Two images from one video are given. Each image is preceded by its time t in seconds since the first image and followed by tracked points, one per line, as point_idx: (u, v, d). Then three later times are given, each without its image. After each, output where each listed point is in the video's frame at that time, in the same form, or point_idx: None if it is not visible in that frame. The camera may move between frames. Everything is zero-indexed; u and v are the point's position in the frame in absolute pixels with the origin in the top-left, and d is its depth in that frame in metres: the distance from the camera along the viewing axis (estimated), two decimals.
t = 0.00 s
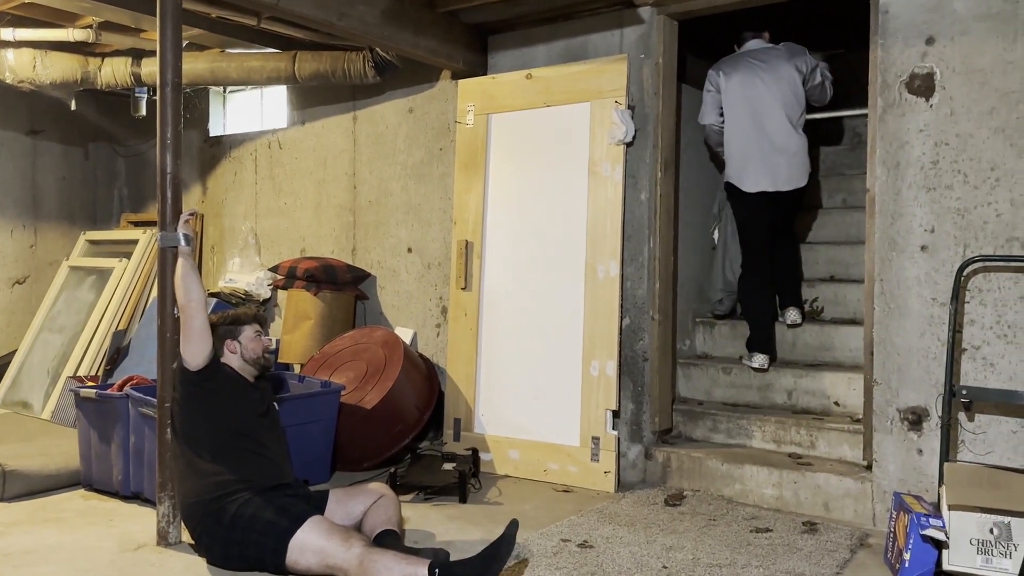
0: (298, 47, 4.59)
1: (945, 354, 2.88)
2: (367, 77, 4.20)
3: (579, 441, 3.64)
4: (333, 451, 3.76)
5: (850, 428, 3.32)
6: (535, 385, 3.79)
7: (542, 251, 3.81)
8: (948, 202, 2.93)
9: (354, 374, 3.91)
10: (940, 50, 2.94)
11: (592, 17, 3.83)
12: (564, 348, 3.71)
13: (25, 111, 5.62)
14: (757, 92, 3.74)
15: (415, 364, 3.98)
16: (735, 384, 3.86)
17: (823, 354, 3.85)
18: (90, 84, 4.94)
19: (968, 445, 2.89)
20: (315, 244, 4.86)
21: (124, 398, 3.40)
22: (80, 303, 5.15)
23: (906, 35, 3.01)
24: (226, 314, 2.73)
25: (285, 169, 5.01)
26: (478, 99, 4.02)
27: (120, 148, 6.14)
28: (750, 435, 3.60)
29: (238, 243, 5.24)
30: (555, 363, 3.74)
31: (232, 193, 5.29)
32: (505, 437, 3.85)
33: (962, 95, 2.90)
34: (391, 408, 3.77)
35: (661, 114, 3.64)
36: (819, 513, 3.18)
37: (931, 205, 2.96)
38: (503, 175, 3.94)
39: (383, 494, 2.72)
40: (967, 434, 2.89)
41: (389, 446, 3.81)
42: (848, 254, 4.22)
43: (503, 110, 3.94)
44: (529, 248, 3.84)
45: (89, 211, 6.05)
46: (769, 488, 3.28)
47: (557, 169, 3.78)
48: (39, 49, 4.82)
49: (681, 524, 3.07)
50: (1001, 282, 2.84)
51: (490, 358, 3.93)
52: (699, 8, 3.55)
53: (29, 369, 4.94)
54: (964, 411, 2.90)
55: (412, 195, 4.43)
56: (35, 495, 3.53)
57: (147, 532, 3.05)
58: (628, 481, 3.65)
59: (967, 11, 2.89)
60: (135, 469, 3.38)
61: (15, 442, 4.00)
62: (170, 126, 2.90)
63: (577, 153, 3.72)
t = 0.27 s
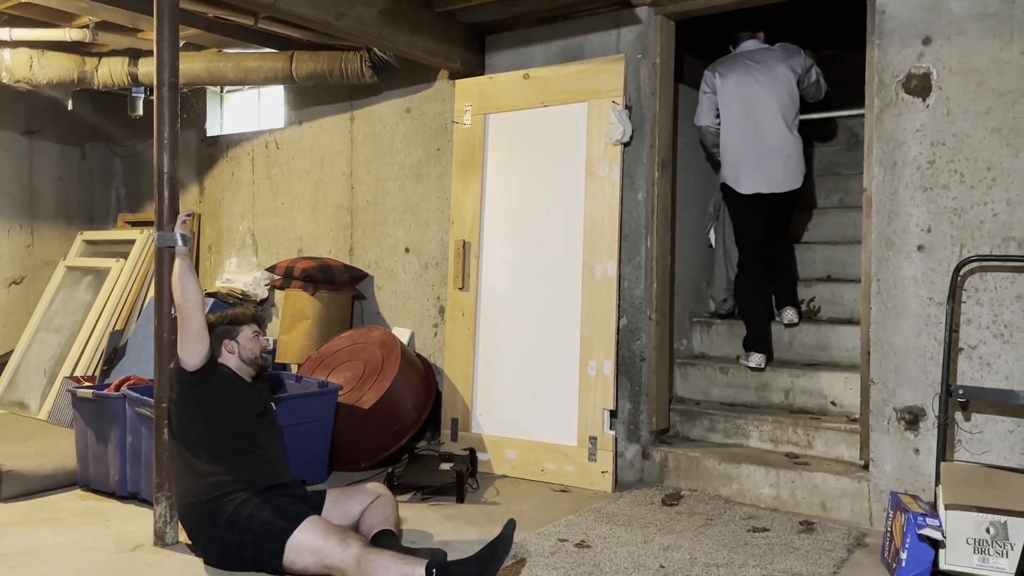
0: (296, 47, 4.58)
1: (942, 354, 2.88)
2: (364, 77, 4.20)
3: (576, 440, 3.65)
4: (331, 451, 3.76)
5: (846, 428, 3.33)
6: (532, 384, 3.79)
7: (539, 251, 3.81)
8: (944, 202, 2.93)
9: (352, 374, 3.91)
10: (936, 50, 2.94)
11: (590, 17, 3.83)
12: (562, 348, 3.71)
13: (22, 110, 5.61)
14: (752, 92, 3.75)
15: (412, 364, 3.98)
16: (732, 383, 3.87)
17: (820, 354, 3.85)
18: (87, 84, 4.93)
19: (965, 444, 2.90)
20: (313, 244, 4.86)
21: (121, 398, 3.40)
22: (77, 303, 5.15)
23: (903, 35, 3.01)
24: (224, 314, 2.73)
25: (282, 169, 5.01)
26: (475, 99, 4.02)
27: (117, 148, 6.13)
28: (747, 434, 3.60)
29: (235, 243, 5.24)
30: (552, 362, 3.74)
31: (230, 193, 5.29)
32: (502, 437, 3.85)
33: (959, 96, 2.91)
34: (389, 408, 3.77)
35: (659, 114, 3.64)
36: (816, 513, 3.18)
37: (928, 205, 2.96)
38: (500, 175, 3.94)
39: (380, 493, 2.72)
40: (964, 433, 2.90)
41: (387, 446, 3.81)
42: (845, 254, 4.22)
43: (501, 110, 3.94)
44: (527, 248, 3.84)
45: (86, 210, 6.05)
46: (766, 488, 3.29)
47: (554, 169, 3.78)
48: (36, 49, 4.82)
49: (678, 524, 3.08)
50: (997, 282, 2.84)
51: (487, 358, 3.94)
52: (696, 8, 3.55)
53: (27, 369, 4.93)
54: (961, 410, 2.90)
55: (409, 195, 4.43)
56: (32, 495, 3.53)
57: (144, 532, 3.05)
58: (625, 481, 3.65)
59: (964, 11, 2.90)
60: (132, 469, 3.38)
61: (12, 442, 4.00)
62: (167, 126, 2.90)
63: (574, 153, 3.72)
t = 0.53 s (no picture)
0: (293, 47, 4.58)
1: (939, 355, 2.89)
2: (362, 77, 4.21)
3: (574, 440, 3.65)
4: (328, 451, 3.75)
5: (844, 427, 3.33)
6: (530, 384, 3.79)
7: (537, 252, 3.81)
8: (942, 203, 2.94)
9: (350, 374, 3.91)
10: (934, 51, 2.95)
11: (588, 17, 3.83)
12: (560, 348, 3.71)
13: (19, 110, 5.60)
14: (750, 94, 3.76)
15: (410, 364, 3.98)
16: (730, 383, 3.87)
17: (818, 354, 3.85)
18: (84, 84, 4.93)
19: (963, 444, 2.90)
20: (311, 244, 4.86)
21: (119, 398, 3.40)
22: (75, 303, 5.14)
23: (901, 35, 3.02)
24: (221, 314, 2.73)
25: (279, 169, 5.01)
26: (474, 99, 4.02)
27: (115, 148, 6.13)
28: (745, 434, 3.60)
29: (233, 243, 5.24)
30: (550, 362, 3.74)
31: (227, 193, 5.28)
32: (500, 437, 3.85)
33: (956, 96, 2.91)
34: (387, 409, 3.77)
35: (656, 115, 3.64)
36: (814, 513, 3.19)
37: (925, 205, 2.97)
38: (498, 174, 3.94)
39: (378, 494, 2.72)
40: (962, 433, 2.90)
41: (385, 447, 3.81)
42: (843, 254, 4.23)
43: (499, 110, 3.94)
44: (525, 248, 3.84)
45: (84, 210, 6.04)
46: (764, 488, 3.29)
47: (552, 169, 3.78)
48: (34, 49, 4.82)
49: (676, 523, 3.08)
50: (995, 282, 2.85)
51: (485, 359, 3.94)
52: (694, 9, 3.56)
53: (24, 369, 4.93)
54: (958, 410, 2.90)
55: (407, 195, 4.43)
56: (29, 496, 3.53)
57: (142, 532, 3.04)
58: (623, 481, 3.65)
59: (961, 12, 2.90)
60: (130, 470, 3.38)
61: (9, 442, 3.99)
62: (164, 126, 2.89)
63: (572, 153, 3.72)
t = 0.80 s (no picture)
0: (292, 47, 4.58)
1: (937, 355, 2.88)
2: (360, 77, 4.21)
3: (572, 440, 3.64)
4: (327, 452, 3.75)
5: (842, 427, 3.33)
6: (529, 384, 3.79)
7: (535, 252, 3.81)
8: (940, 202, 2.94)
9: (348, 374, 3.91)
10: (932, 50, 2.95)
11: (587, 17, 3.83)
12: (558, 348, 3.71)
13: (17, 110, 5.60)
14: (751, 96, 3.78)
15: (409, 364, 3.98)
16: (728, 383, 3.87)
17: (817, 354, 3.85)
18: (82, 84, 4.92)
19: (961, 444, 2.90)
20: (309, 244, 4.86)
21: (117, 398, 3.39)
22: (73, 303, 5.14)
23: (899, 36, 3.02)
24: (220, 314, 2.73)
25: (278, 168, 5.01)
26: (472, 99, 4.02)
27: (113, 147, 6.12)
28: (744, 434, 3.60)
29: (232, 243, 5.24)
30: (549, 362, 3.74)
31: (226, 192, 5.28)
32: (499, 437, 3.85)
33: (954, 96, 2.91)
34: (386, 409, 3.77)
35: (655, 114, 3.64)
36: (812, 512, 3.19)
37: (924, 205, 2.97)
38: (497, 174, 3.94)
39: (377, 494, 2.73)
40: (961, 433, 2.90)
41: (384, 447, 3.81)
42: (842, 254, 4.23)
43: (498, 110, 3.94)
44: (524, 248, 3.84)
45: (83, 210, 6.04)
46: (763, 487, 3.29)
47: (551, 169, 3.78)
48: (31, 49, 4.80)
49: (675, 523, 3.08)
50: (993, 282, 2.85)
51: (483, 359, 3.93)
52: (692, 9, 3.56)
53: (23, 369, 4.92)
54: (957, 410, 2.90)
55: (406, 195, 4.42)
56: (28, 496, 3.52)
57: (140, 532, 3.04)
58: (622, 481, 3.65)
59: (960, 12, 2.90)
60: (128, 470, 3.38)
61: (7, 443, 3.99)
62: (163, 125, 2.89)
63: (571, 153, 3.72)
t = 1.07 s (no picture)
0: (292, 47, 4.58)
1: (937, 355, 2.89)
2: (360, 77, 4.21)
3: (572, 440, 3.64)
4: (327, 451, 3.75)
5: (841, 427, 3.33)
6: (529, 384, 3.79)
7: (535, 251, 3.81)
8: (940, 202, 2.94)
9: (348, 374, 3.91)
10: (931, 50, 2.95)
11: (586, 17, 3.83)
12: (558, 347, 3.72)
13: (17, 110, 5.59)
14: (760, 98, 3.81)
15: (408, 364, 3.99)
16: (728, 383, 3.87)
17: (816, 353, 3.85)
18: (82, 84, 4.92)
19: (961, 443, 2.91)
20: (309, 244, 4.86)
21: (117, 398, 3.39)
22: (73, 304, 5.14)
23: (898, 35, 3.02)
24: (219, 314, 2.74)
25: (277, 168, 5.00)
26: (472, 99, 4.02)
27: (112, 147, 6.12)
28: (744, 434, 3.60)
29: (232, 242, 5.24)
30: (548, 362, 3.74)
31: (225, 192, 5.28)
32: (499, 436, 3.85)
33: (954, 96, 2.91)
34: (386, 409, 3.77)
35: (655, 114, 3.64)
36: (812, 512, 3.19)
37: (923, 204, 2.97)
38: (497, 174, 3.94)
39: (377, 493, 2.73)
40: (960, 432, 2.90)
41: (383, 447, 3.81)
42: (841, 254, 4.23)
43: (497, 110, 3.94)
44: (524, 248, 3.84)
45: (82, 210, 6.04)
46: (763, 487, 3.29)
47: (551, 168, 3.78)
48: (30, 49, 4.79)
49: (675, 523, 3.08)
50: (993, 281, 2.85)
51: (483, 359, 3.93)
52: (692, 9, 3.56)
53: (22, 369, 4.92)
54: (957, 409, 2.90)
55: (405, 195, 4.42)
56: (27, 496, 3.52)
57: (140, 532, 3.04)
58: (621, 480, 3.66)
59: (959, 12, 2.90)
60: (128, 469, 3.37)
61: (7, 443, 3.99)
62: (162, 125, 2.89)
63: (571, 153, 3.72)
